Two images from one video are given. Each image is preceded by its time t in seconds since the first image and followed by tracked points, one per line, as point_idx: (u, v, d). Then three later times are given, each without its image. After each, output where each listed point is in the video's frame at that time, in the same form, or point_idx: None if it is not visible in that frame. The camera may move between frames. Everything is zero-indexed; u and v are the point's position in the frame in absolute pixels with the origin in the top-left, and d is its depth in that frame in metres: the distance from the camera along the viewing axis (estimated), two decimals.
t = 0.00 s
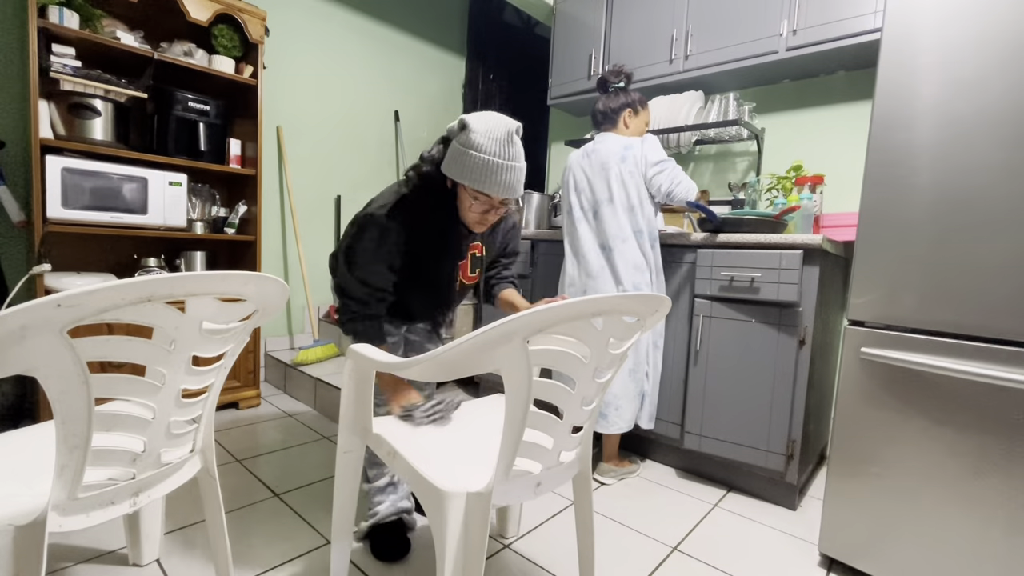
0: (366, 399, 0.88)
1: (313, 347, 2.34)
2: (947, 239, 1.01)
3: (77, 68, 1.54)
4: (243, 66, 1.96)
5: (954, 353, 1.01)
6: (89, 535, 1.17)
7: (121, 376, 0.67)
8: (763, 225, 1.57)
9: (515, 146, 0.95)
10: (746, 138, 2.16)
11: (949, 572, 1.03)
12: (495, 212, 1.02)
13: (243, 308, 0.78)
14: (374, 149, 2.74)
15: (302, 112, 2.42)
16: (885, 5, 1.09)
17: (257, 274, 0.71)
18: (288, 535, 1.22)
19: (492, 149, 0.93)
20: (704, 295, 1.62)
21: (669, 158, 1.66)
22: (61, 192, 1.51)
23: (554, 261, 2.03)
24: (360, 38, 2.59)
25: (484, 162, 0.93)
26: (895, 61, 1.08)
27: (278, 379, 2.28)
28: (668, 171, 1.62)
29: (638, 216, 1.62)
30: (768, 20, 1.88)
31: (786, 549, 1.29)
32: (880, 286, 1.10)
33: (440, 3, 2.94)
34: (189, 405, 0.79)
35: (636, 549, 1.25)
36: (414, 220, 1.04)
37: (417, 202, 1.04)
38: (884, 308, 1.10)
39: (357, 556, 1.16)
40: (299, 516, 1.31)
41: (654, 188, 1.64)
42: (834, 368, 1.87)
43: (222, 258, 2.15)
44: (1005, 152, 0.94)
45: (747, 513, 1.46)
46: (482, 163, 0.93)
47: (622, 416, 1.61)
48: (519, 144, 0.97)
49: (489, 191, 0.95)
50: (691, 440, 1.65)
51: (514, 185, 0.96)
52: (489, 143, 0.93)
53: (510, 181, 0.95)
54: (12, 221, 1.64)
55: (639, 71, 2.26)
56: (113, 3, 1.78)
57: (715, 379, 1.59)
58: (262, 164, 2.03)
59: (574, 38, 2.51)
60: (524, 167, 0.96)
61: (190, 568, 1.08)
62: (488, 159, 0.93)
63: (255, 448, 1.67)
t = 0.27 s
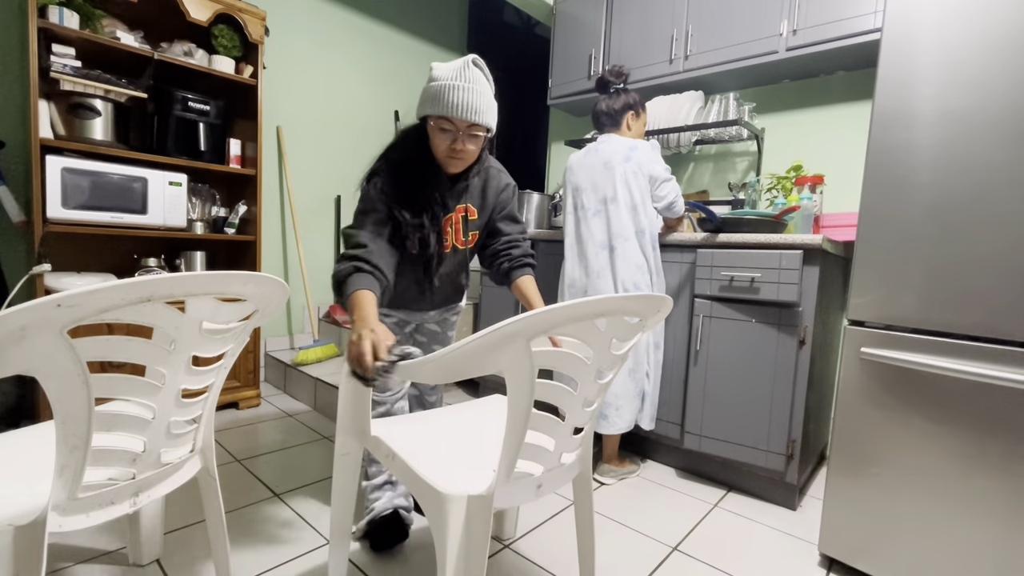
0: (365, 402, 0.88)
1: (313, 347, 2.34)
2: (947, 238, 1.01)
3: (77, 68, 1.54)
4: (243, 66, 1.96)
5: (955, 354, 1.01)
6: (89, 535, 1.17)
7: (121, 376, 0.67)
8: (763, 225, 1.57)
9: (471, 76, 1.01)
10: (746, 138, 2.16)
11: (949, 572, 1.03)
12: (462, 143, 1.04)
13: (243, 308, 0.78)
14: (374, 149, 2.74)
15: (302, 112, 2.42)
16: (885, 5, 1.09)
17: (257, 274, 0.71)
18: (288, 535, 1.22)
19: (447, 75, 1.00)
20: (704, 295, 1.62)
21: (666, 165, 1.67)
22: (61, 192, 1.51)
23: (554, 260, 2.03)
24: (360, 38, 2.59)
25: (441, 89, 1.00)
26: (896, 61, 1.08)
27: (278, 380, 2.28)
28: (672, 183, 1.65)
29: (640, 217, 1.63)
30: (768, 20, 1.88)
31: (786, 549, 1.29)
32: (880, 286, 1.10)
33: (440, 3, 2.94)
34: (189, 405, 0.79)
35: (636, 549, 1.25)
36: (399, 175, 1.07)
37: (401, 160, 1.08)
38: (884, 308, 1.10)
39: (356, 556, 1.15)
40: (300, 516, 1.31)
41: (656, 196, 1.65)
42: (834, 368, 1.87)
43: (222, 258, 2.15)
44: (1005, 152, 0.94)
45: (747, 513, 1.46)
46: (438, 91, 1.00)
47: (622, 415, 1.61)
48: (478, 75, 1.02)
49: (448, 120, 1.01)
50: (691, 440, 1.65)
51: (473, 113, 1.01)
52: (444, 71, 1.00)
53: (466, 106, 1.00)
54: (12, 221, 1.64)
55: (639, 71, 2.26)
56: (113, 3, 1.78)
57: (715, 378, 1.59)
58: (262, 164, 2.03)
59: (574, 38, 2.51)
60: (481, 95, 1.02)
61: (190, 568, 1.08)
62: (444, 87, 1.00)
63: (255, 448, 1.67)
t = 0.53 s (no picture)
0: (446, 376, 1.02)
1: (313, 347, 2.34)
2: (947, 238, 1.01)
3: (77, 68, 1.55)
4: (243, 66, 1.96)
5: (954, 353, 1.01)
6: (88, 535, 1.17)
7: (122, 376, 0.67)
8: (763, 225, 1.57)
9: (415, 39, 0.94)
10: (746, 138, 2.16)
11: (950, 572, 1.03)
12: (403, 108, 0.94)
13: (243, 307, 0.78)
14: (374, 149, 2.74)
15: (302, 112, 2.42)
16: (884, 5, 1.09)
17: (257, 274, 0.71)
18: (288, 535, 1.22)
19: (389, 29, 0.91)
20: (704, 295, 1.62)
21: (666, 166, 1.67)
22: (61, 192, 1.51)
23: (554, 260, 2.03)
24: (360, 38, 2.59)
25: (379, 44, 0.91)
26: (895, 61, 1.08)
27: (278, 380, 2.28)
28: (671, 187, 1.66)
29: (639, 216, 1.62)
30: (768, 20, 1.88)
31: (786, 549, 1.29)
32: (880, 286, 1.10)
33: (440, 3, 2.94)
34: (189, 405, 0.79)
35: (636, 549, 1.25)
36: (334, 153, 0.96)
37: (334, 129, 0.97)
38: (885, 308, 1.10)
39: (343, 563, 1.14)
40: (299, 516, 1.31)
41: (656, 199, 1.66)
42: (834, 368, 1.87)
43: (222, 258, 2.15)
44: (1005, 152, 0.94)
45: (747, 513, 1.46)
46: (376, 45, 0.91)
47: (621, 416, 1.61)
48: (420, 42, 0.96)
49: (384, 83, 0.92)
50: (691, 440, 1.65)
51: (413, 79, 0.93)
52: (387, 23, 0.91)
53: (404, 69, 0.92)
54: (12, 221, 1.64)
55: (639, 72, 2.26)
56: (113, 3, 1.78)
57: (715, 378, 1.59)
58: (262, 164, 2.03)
59: (575, 38, 2.51)
60: (425, 65, 0.95)
61: (190, 568, 1.08)
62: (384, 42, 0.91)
63: (255, 448, 1.67)
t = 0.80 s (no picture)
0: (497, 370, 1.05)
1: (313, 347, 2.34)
2: (947, 238, 1.01)
3: (77, 68, 1.55)
4: (243, 66, 1.96)
5: (955, 354, 1.01)
6: (88, 535, 1.17)
7: (122, 376, 0.67)
8: (763, 225, 1.57)
9: (339, 157, 0.87)
10: (746, 138, 2.16)
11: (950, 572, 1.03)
12: (362, 242, 0.89)
13: (243, 307, 0.78)
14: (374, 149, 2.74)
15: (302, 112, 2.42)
16: (884, 5, 1.09)
17: (257, 274, 0.71)
18: (287, 535, 1.22)
19: (318, 178, 0.81)
20: (704, 295, 1.62)
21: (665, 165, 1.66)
22: (60, 192, 1.51)
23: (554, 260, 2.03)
24: (359, 38, 2.59)
25: (326, 217, 0.82)
26: (895, 62, 1.08)
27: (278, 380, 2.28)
28: (666, 181, 1.64)
29: (637, 215, 1.63)
30: (768, 20, 1.88)
31: (786, 549, 1.29)
32: (880, 285, 1.10)
33: (440, 3, 2.94)
34: (189, 405, 0.79)
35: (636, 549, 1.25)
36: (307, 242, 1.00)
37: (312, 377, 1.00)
38: (885, 308, 1.10)
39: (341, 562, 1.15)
40: (299, 516, 1.31)
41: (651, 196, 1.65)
42: (834, 368, 1.87)
43: (222, 258, 2.15)
44: (1005, 152, 0.94)
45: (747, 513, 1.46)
46: (323, 215, 0.82)
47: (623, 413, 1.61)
48: (342, 155, 0.88)
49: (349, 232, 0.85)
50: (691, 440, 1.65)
51: (368, 201, 0.87)
52: (311, 177, 0.81)
53: (358, 200, 0.85)
54: (12, 221, 1.64)
55: (639, 72, 2.26)
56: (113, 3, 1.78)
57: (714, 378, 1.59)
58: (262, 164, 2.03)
59: (574, 38, 2.51)
60: (366, 179, 0.89)
61: (190, 568, 1.08)
62: (325, 196, 0.81)
63: (256, 448, 1.67)
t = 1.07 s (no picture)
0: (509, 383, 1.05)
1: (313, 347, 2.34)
2: (947, 238, 1.01)
3: (77, 68, 1.55)
4: (243, 66, 1.96)
5: (955, 353, 1.01)
6: (88, 535, 1.17)
7: (121, 376, 0.67)
8: (762, 225, 1.57)
9: (318, 143, 0.88)
10: (746, 139, 2.16)
11: (950, 572, 1.03)
12: (352, 225, 0.90)
13: (243, 307, 0.78)
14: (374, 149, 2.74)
15: (303, 112, 2.42)
16: (885, 5, 1.09)
17: (257, 274, 0.71)
18: (287, 535, 1.22)
19: (294, 165, 0.83)
20: (703, 295, 1.62)
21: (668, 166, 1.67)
22: (60, 192, 1.51)
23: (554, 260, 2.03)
24: (360, 38, 2.60)
25: (308, 200, 0.83)
26: (896, 61, 1.08)
27: (278, 380, 2.28)
28: (671, 181, 1.64)
29: (638, 215, 1.62)
30: (768, 20, 1.88)
31: (786, 549, 1.29)
32: (880, 285, 1.10)
33: (440, 3, 2.94)
34: (189, 405, 0.79)
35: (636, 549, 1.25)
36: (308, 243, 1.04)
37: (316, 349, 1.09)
38: (885, 308, 1.10)
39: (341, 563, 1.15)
40: (299, 516, 1.31)
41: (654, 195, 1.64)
42: (835, 368, 1.86)
43: (222, 258, 2.15)
44: (1006, 152, 0.94)
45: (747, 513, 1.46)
46: (306, 199, 0.82)
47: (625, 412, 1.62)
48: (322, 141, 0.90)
49: (335, 211, 0.84)
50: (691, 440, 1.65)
51: (354, 180, 0.87)
52: (286, 163, 0.82)
53: (343, 180, 0.85)
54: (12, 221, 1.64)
55: (639, 72, 2.26)
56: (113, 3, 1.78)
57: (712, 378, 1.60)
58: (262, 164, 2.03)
59: (574, 38, 2.51)
60: (350, 159, 0.89)
61: (190, 568, 1.08)
62: (305, 180, 0.82)
63: (256, 448, 1.67)
